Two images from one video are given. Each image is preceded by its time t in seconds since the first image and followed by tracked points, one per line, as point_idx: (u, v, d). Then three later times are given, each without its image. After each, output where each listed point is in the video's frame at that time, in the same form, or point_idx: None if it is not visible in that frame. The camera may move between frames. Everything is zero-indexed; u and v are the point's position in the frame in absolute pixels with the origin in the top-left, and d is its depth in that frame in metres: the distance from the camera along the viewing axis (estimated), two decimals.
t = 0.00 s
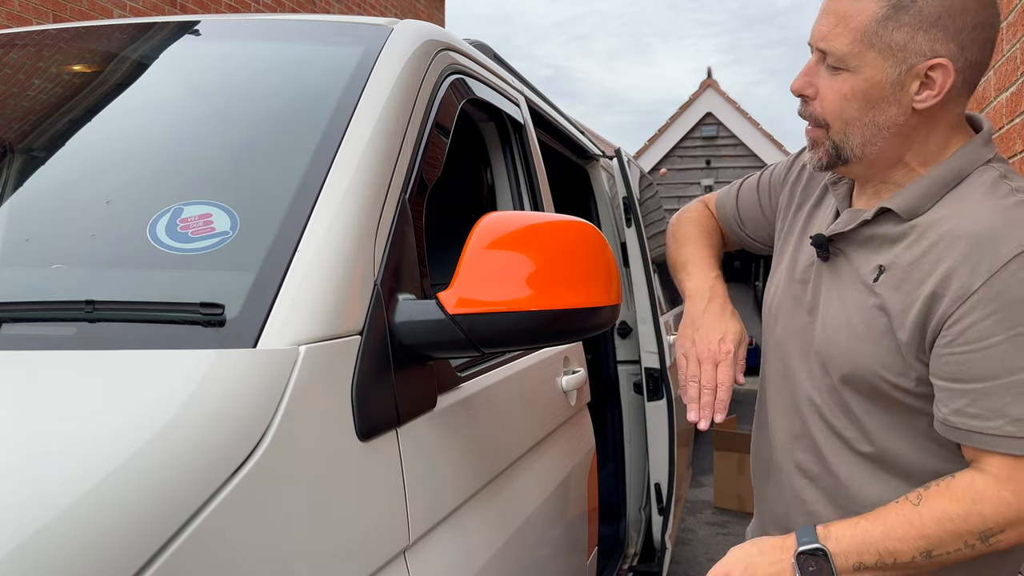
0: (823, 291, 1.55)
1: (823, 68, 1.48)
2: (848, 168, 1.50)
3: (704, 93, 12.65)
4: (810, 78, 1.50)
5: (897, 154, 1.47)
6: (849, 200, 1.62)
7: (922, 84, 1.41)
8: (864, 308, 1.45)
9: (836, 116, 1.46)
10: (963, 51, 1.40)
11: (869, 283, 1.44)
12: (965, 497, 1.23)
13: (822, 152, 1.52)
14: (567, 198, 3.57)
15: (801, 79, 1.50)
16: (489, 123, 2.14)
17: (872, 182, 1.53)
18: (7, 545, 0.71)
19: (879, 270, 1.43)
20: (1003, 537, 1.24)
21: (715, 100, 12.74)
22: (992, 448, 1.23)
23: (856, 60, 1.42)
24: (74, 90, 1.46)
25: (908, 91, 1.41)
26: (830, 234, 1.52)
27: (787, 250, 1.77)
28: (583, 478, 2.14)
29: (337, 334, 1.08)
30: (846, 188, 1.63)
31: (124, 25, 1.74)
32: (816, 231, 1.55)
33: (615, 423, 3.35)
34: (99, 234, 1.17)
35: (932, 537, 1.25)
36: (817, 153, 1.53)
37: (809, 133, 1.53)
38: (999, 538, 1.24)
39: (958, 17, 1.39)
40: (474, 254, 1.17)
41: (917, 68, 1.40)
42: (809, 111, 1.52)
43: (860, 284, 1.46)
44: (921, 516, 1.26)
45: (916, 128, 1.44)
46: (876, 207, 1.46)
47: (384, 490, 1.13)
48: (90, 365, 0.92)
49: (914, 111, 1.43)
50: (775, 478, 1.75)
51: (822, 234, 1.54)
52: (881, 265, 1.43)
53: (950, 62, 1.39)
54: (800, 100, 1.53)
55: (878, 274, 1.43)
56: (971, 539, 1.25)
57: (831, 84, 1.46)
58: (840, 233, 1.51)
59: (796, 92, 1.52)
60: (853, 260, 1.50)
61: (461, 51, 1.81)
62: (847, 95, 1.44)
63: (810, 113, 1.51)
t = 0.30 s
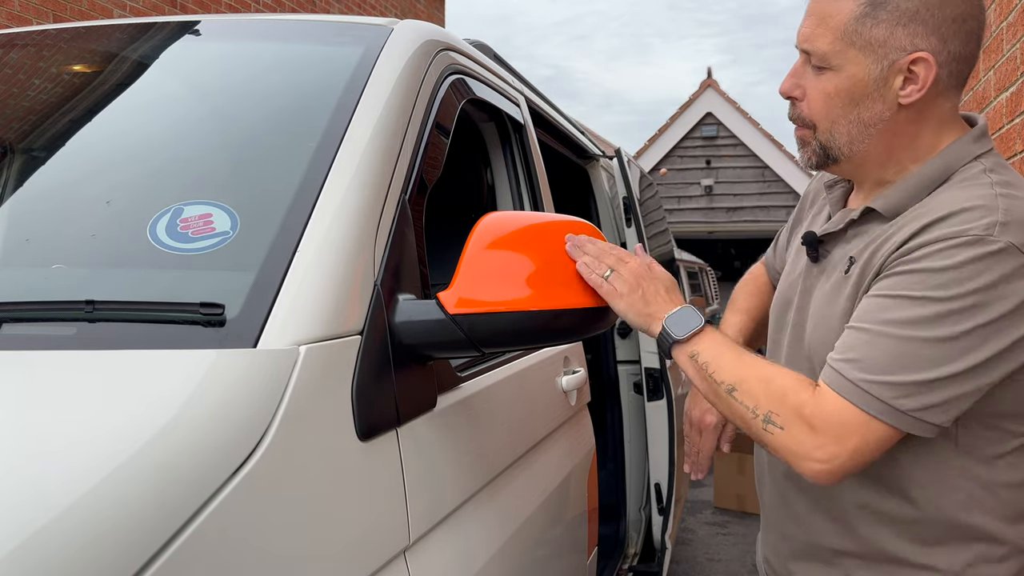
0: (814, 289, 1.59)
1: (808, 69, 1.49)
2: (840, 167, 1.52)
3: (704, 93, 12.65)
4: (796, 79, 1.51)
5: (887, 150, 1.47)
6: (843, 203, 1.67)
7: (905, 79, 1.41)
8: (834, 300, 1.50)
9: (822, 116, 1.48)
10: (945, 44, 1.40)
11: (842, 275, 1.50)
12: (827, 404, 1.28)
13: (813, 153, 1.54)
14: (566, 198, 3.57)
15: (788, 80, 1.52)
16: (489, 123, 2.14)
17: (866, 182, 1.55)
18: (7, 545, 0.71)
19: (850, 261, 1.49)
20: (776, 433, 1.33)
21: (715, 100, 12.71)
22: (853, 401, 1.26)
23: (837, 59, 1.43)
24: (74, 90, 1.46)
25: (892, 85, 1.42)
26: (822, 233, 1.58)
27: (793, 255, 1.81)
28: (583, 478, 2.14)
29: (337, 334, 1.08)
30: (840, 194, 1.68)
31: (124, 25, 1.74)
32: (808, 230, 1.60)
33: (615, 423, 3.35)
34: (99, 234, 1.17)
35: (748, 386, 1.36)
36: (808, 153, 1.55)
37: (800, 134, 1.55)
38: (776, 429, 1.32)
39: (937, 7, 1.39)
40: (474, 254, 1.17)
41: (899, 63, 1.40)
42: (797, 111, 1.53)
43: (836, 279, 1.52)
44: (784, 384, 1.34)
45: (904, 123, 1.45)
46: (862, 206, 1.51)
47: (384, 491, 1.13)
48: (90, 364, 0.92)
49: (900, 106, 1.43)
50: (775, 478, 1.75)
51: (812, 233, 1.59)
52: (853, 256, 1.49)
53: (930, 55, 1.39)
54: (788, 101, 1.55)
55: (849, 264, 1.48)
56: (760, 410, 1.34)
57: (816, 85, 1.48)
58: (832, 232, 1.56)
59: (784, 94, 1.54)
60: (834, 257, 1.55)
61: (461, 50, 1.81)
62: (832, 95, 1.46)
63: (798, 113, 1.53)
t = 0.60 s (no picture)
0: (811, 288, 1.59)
1: (805, 68, 1.49)
2: (838, 165, 1.52)
3: (704, 93, 12.65)
4: (793, 78, 1.51)
5: (885, 148, 1.47)
6: (840, 203, 1.68)
7: (903, 76, 1.41)
8: (829, 299, 1.51)
9: (820, 115, 1.48)
10: (942, 42, 1.40)
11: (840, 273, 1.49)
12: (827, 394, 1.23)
13: (811, 152, 1.54)
14: (566, 198, 3.57)
15: (785, 80, 1.52)
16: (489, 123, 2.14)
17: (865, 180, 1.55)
18: (7, 545, 0.71)
19: (847, 259, 1.48)
20: (780, 437, 1.24)
21: (714, 101, 12.63)
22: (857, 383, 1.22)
23: (835, 57, 1.43)
24: (74, 90, 1.46)
25: (890, 83, 1.42)
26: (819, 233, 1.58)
27: (791, 255, 1.83)
28: (583, 477, 2.14)
29: (337, 334, 1.08)
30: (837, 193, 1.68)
31: (124, 25, 1.74)
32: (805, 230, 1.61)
33: (615, 423, 3.27)
34: (99, 233, 1.17)
35: (735, 397, 1.29)
36: (805, 152, 1.55)
37: (797, 133, 1.55)
38: (779, 434, 1.24)
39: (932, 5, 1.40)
40: (474, 254, 1.17)
41: (897, 61, 1.40)
42: (795, 110, 1.54)
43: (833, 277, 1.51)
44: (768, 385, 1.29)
45: (901, 121, 1.45)
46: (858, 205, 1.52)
47: (384, 491, 1.13)
48: (90, 364, 0.92)
49: (898, 104, 1.43)
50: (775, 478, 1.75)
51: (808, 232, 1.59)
52: (850, 254, 1.48)
53: (926, 52, 1.39)
54: (786, 100, 1.55)
55: (847, 262, 1.48)
56: (758, 417, 1.26)
57: (814, 84, 1.48)
58: (830, 232, 1.56)
59: (781, 93, 1.54)
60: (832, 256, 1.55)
61: (462, 50, 1.81)
62: (829, 93, 1.46)
63: (795, 113, 1.53)
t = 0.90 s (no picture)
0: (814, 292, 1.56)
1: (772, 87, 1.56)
2: (815, 172, 1.53)
3: (704, 93, 12.65)
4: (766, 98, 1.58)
5: (849, 151, 1.46)
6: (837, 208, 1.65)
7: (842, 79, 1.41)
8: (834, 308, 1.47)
9: (783, 129, 1.54)
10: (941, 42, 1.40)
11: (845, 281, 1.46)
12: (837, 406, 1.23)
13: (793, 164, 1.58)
14: (566, 198, 3.57)
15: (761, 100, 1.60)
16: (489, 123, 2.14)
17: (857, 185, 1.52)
18: (7, 545, 0.71)
19: (852, 268, 1.44)
20: (791, 443, 1.25)
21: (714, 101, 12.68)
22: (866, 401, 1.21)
23: (783, 74, 1.49)
24: (74, 90, 1.46)
25: (830, 87, 1.43)
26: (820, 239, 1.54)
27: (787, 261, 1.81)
28: (583, 477, 2.14)
29: (337, 334, 1.08)
30: (834, 197, 1.65)
31: (124, 25, 1.74)
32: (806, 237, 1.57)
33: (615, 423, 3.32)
34: (99, 234, 1.17)
35: (757, 397, 1.29)
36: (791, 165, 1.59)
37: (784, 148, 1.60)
38: (789, 439, 1.25)
39: None
40: (474, 254, 1.17)
41: (832, 67, 1.42)
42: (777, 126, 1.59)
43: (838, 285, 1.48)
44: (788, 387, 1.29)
45: (855, 122, 1.43)
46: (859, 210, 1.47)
47: (384, 491, 1.13)
48: (89, 364, 0.92)
49: (846, 107, 1.43)
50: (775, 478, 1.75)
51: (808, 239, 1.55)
52: (855, 262, 1.44)
53: (859, 52, 1.39)
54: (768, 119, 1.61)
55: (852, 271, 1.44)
56: (770, 422, 1.27)
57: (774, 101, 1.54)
58: (830, 237, 1.52)
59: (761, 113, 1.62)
60: (834, 263, 1.51)
61: (462, 50, 1.81)
62: (784, 107, 1.51)
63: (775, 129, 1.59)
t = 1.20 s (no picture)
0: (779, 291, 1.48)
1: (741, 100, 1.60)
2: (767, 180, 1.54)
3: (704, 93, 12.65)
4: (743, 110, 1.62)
5: (783, 160, 1.47)
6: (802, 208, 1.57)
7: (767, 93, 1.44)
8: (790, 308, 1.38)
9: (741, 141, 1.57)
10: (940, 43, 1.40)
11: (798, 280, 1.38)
12: (868, 435, 1.15)
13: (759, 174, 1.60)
14: (566, 198, 3.57)
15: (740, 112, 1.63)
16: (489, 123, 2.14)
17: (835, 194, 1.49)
18: (7, 545, 0.71)
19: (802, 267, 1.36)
20: (861, 492, 1.16)
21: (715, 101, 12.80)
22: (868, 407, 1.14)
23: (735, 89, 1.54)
24: (74, 90, 1.46)
25: (760, 101, 1.46)
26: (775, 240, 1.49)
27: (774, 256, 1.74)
28: (583, 478, 2.14)
29: (337, 334, 1.07)
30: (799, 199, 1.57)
31: (124, 25, 1.74)
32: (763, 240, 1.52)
33: (615, 423, 3.34)
34: (99, 234, 1.17)
35: (804, 476, 1.22)
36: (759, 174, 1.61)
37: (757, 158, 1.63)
38: (857, 489, 1.16)
39: (796, 10, 1.40)
40: (474, 254, 1.17)
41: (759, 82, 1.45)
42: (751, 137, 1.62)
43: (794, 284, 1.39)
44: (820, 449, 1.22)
45: (783, 133, 1.44)
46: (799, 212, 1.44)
47: (384, 491, 1.13)
48: (88, 364, 0.92)
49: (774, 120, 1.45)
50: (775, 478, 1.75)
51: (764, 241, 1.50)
52: (804, 261, 1.36)
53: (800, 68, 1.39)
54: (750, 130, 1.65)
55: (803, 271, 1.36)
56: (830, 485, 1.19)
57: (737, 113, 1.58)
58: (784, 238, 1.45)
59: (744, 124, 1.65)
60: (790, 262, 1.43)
61: (462, 50, 1.81)
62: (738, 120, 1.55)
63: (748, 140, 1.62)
